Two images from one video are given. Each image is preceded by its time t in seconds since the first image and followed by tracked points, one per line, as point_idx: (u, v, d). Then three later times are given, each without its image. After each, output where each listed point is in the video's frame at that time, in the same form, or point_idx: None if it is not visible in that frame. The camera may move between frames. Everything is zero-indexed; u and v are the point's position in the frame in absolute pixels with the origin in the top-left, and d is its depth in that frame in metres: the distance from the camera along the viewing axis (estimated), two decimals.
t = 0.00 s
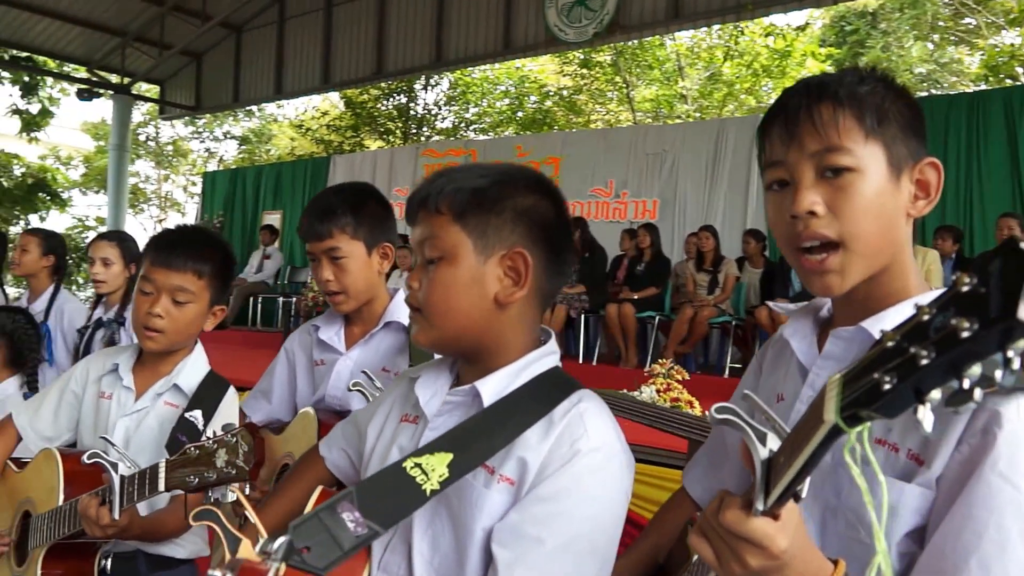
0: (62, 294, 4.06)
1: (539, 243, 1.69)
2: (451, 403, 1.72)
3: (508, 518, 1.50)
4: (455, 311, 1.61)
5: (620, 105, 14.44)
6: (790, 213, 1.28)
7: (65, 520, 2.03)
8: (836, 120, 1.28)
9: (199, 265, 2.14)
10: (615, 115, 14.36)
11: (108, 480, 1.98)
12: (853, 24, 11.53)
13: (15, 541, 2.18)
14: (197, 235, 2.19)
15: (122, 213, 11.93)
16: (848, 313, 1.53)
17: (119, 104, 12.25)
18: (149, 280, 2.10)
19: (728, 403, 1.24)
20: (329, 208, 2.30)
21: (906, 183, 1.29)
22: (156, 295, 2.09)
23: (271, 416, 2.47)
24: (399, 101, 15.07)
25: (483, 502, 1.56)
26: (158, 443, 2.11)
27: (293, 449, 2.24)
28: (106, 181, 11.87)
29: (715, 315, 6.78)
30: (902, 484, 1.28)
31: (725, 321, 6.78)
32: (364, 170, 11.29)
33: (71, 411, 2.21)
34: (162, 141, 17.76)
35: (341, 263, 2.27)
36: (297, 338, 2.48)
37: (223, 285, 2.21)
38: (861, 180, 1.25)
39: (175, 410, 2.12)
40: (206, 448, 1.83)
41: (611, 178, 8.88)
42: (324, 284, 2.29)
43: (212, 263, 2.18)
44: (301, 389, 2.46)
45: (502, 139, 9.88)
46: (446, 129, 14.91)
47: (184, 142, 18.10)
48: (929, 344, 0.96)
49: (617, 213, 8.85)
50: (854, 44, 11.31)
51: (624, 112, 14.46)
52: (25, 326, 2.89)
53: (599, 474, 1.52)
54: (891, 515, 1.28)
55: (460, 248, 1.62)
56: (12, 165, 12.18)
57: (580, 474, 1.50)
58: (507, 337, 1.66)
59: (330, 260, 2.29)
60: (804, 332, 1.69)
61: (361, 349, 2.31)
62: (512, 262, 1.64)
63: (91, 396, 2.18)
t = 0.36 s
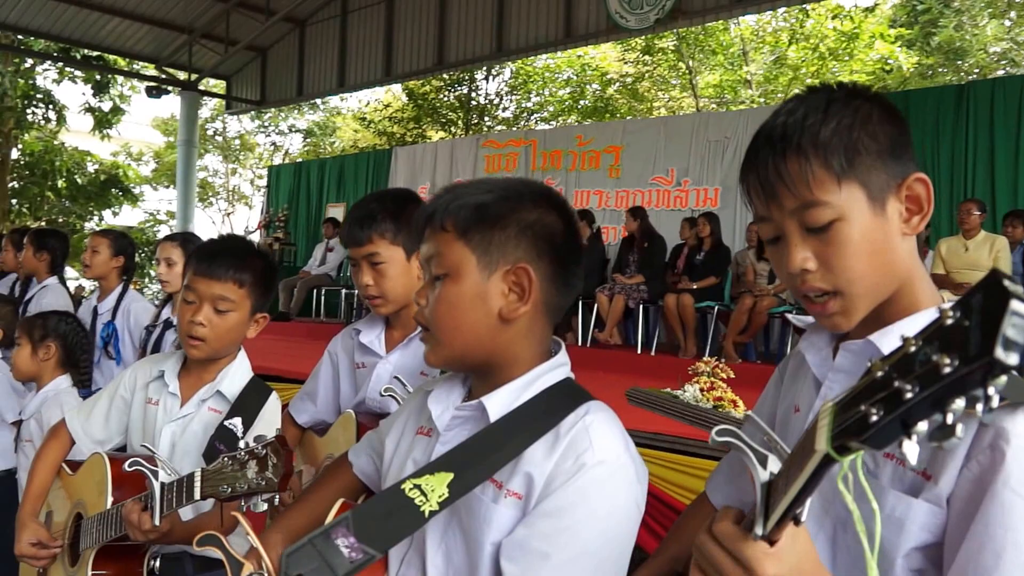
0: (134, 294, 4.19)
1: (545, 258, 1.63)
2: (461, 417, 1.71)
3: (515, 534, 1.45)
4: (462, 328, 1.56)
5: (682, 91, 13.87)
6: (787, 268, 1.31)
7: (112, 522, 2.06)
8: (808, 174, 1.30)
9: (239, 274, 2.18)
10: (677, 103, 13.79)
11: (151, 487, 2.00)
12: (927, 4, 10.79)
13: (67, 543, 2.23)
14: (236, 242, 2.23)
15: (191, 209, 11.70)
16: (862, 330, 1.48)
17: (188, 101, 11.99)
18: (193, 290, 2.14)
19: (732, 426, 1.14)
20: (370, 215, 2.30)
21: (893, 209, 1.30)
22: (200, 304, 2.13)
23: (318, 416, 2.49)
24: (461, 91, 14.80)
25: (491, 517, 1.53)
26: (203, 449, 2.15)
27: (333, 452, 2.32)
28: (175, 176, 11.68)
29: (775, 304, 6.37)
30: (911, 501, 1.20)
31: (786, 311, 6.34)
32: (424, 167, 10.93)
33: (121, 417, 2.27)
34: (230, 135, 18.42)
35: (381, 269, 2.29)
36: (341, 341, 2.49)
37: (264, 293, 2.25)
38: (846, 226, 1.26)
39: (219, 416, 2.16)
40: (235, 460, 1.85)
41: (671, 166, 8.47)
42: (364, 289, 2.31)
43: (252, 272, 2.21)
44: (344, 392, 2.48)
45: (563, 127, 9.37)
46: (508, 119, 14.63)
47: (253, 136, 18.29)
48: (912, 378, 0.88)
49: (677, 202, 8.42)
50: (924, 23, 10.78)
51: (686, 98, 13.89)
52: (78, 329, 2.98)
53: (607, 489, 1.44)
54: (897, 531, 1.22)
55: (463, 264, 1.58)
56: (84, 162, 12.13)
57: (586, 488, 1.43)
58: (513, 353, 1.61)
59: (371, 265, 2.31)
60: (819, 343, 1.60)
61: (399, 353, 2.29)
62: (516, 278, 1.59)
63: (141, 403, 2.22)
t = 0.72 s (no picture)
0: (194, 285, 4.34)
1: (564, 266, 1.50)
2: (480, 422, 1.62)
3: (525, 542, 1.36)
4: (477, 336, 1.46)
5: (738, 70, 13.26)
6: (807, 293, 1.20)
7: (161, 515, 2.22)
8: (819, 195, 1.18)
9: (278, 274, 2.27)
10: (732, 83, 13.22)
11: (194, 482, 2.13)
12: None
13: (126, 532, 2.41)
14: (281, 243, 2.34)
15: (255, 199, 12.01)
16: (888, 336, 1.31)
17: (249, 92, 12.26)
18: (234, 290, 2.25)
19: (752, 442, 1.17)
20: (408, 213, 2.33)
21: (911, 218, 1.16)
22: (240, 304, 2.24)
23: (361, 410, 2.62)
24: (516, 76, 14.44)
25: (504, 524, 1.44)
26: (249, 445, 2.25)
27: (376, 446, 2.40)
28: (240, 165, 11.98)
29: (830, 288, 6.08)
30: (937, 515, 1.18)
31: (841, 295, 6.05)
32: (478, 154, 11.11)
33: (174, 414, 2.38)
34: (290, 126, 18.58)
35: (418, 266, 2.32)
36: (383, 337, 2.58)
37: (302, 292, 2.34)
38: (863, 243, 1.14)
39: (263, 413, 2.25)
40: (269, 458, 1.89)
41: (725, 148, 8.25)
42: (402, 286, 2.34)
43: (291, 273, 2.31)
44: (386, 385, 2.58)
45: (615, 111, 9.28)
46: (562, 103, 14.26)
47: (313, 126, 18.36)
48: (932, 408, 0.85)
49: (731, 183, 8.16)
50: None
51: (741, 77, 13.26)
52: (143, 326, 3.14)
53: (621, 499, 1.33)
54: (921, 547, 1.19)
55: (482, 273, 1.47)
56: (154, 155, 12.55)
57: (597, 498, 1.33)
58: (531, 361, 1.49)
59: (408, 263, 2.34)
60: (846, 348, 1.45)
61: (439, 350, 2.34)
62: (535, 286, 1.47)
63: (190, 400, 2.34)
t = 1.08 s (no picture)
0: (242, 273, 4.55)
1: (582, 268, 1.47)
2: (492, 423, 1.59)
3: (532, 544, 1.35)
4: (494, 339, 1.44)
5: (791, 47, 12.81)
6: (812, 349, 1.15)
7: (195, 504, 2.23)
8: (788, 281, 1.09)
9: (309, 272, 2.39)
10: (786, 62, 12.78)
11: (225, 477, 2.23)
12: None
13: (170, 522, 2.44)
14: (315, 243, 2.46)
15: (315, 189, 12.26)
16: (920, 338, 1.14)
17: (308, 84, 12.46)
18: (267, 289, 2.38)
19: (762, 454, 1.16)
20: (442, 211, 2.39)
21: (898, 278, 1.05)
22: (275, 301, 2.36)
23: (397, 402, 2.72)
24: (568, 60, 14.42)
25: (511, 525, 1.43)
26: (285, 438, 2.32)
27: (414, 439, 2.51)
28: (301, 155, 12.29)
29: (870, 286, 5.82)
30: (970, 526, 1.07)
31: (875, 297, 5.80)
32: (530, 138, 11.16)
33: (214, 408, 2.49)
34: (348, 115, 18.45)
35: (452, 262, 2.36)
36: (419, 330, 2.66)
37: (336, 288, 2.45)
38: (854, 320, 1.06)
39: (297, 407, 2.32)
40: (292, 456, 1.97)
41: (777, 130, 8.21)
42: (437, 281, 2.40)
43: (321, 270, 2.42)
44: (422, 377, 2.66)
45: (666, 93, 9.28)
46: (615, 85, 14.16)
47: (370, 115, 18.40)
48: (940, 436, 0.81)
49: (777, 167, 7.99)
50: None
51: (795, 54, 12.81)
52: (201, 321, 3.28)
53: (628, 504, 1.31)
54: (946, 556, 1.09)
55: (500, 276, 1.44)
56: (218, 148, 12.93)
57: (603, 502, 1.31)
58: (550, 363, 1.47)
59: (442, 259, 2.38)
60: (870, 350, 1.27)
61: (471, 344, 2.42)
62: (551, 288, 1.44)
63: (230, 394, 2.44)
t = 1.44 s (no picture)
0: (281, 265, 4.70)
1: (572, 265, 1.46)
2: (485, 428, 1.59)
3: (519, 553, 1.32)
4: (486, 342, 1.42)
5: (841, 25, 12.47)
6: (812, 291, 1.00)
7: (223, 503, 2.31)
8: (824, 183, 0.98)
9: (328, 270, 2.46)
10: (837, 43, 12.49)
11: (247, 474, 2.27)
12: None
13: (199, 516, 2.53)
14: (333, 238, 2.52)
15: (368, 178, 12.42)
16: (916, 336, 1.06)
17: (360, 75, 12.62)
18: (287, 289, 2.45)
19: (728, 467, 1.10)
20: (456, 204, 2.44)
21: (929, 209, 0.98)
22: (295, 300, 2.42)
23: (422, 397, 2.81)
24: (617, 44, 14.21)
25: (500, 535, 1.41)
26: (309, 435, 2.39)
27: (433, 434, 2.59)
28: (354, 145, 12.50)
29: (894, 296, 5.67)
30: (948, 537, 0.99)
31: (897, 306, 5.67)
32: (579, 122, 11.19)
33: (241, 405, 2.58)
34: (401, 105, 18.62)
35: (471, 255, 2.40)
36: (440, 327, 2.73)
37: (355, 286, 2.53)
38: (875, 236, 0.95)
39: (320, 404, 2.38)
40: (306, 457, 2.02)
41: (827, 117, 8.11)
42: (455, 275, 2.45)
43: (341, 267, 2.48)
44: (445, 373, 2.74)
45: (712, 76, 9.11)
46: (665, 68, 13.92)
47: (422, 104, 18.53)
48: (863, 459, 0.75)
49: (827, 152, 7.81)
50: None
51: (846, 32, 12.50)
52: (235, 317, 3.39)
53: (617, 513, 1.27)
54: (930, 570, 1.01)
55: (488, 278, 1.43)
56: (275, 139, 13.21)
57: (591, 511, 1.27)
58: (542, 365, 1.46)
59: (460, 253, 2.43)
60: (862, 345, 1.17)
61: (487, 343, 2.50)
62: (539, 288, 1.42)
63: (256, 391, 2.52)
